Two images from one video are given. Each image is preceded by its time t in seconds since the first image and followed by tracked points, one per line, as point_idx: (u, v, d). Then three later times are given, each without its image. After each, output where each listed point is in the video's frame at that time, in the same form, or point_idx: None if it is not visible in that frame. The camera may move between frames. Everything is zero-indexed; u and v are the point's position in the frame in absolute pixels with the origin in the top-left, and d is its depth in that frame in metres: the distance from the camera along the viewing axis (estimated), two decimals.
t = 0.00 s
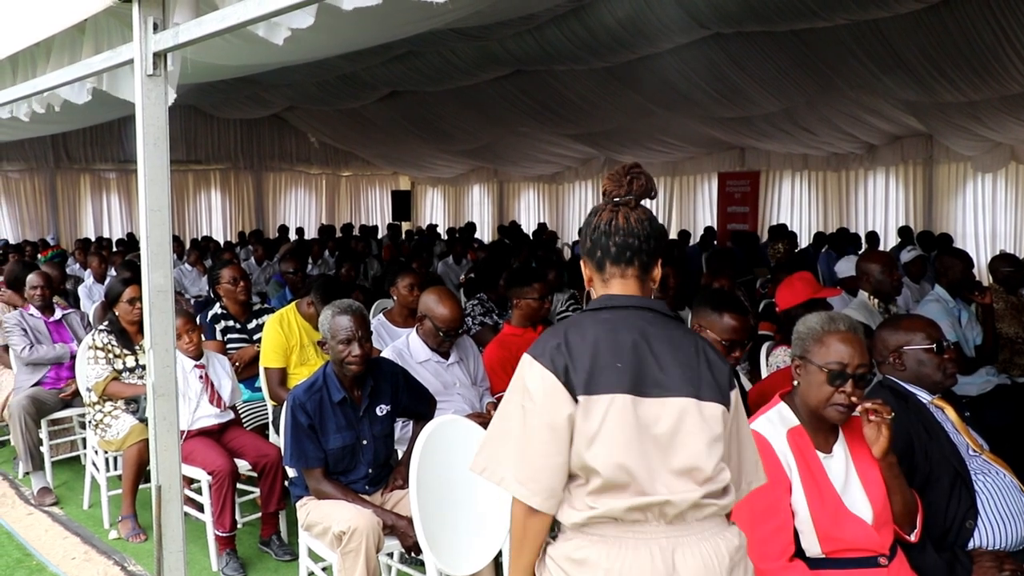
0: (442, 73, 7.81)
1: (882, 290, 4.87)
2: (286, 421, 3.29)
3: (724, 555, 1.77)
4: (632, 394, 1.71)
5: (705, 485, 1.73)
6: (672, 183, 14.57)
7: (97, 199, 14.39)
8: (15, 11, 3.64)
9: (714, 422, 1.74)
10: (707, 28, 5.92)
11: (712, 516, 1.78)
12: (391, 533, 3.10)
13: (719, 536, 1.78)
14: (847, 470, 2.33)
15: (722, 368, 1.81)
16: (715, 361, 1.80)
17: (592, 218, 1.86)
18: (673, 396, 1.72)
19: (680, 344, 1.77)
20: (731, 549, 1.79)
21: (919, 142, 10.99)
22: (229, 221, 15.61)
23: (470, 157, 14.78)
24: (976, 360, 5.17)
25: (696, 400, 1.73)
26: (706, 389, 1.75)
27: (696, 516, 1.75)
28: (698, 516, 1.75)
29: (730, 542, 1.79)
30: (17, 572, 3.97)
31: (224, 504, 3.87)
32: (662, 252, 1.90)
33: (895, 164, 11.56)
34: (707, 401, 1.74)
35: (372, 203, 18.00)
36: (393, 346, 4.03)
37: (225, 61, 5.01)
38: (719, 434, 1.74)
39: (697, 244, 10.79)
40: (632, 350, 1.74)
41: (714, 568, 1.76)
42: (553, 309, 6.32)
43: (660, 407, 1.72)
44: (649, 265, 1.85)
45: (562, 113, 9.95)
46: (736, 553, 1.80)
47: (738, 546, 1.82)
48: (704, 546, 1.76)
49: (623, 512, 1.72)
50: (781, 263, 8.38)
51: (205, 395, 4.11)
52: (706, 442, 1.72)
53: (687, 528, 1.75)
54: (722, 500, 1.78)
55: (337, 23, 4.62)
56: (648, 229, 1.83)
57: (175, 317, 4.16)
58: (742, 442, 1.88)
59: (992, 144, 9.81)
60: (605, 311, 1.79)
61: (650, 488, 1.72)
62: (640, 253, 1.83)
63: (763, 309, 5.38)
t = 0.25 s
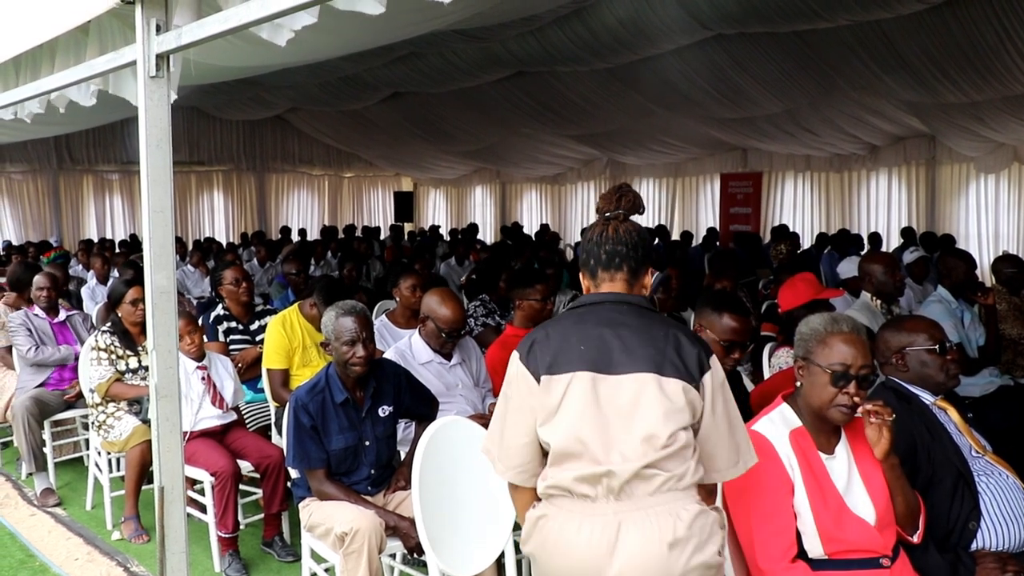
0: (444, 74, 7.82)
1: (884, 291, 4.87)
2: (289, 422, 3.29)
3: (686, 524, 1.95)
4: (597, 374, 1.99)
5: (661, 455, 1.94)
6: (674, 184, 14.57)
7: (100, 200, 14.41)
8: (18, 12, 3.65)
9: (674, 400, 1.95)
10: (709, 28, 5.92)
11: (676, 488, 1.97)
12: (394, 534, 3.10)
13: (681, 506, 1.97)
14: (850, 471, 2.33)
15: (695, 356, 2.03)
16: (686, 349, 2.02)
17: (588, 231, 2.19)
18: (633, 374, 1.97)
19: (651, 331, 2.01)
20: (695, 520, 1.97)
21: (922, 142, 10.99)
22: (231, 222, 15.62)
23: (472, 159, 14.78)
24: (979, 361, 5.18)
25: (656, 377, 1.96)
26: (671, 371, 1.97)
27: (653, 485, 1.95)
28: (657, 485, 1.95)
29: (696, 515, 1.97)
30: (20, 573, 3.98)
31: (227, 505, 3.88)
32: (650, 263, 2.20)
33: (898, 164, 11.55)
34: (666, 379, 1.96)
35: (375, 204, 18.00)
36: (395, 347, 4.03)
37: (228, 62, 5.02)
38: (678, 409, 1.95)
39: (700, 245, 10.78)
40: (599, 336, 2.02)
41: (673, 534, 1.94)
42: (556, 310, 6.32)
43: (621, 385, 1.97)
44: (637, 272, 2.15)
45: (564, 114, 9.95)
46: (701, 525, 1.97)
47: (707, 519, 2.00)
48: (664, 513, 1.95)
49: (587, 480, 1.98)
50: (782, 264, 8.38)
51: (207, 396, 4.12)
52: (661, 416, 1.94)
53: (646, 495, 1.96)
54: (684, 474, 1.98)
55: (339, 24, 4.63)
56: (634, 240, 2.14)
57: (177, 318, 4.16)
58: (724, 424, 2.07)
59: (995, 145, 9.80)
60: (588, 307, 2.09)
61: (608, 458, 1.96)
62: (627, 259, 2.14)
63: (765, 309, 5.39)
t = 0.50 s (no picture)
0: (448, 75, 7.82)
1: (888, 292, 4.86)
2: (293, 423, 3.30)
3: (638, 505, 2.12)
4: (577, 367, 2.23)
5: (616, 438, 2.14)
6: (678, 185, 14.56)
7: (103, 201, 14.41)
8: (24, 13, 3.65)
9: (641, 391, 2.16)
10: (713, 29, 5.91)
11: (634, 473, 2.14)
12: (398, 534, 3.11)
13: (637, 489, 2.14)
14: (854, 473, 2.33)
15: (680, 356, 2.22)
16: (672, 350, 2.22)
17: (599, 258, 2.42)
18: (606, 368, 2.19)
19: (635, 334, 2.23)
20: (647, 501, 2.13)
21: (926, 143, 10.99)
22: (235, 223, 15.64)
23: (475, 160, 14.79)
24: (983, 362, 5.17)
25: (628, 371, 2.17)
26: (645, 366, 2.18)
27: (609, 466, 2.15)
28: (611, 467, 2.15)
29: (649, 498, 2.13)
30: (24, 573, 3.98)
31: (231, 506, 3.89)
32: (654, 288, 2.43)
33: (902, 166, 11.53)
34: (635, 372, 2.17)
35: (378, 205, 18.00)
36: (399, 348, 4.02)
37: (233, 63, 5.02)
38: (643, 400, 2.15)
39: (704, 246, 10.78)
40: (589, 342, 2.26)
41: (621, 512, 2.12)
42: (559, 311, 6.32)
43: (595, 377, 2.20)
44: (644, 291, 2.37)
45: (567, 115, 9.95)
46: (654, 507, 2.13)
47: (664, 503, 2.15)
48: (618, 494, 2.13)
49: (554, 457, 2.22)
50: (786, 265, 8.37)
51: (211, 398, 4.13)
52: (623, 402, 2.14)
53: (602, 476, 2.15)
54: (643, 460, 2.15)
55: (343, 25, 4.63)
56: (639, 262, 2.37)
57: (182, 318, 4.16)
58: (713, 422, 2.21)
59: (999, 146, 9.78)
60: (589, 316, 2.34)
61: (572, 439, 2.18)
62: (636, 281, 2.36)
63: (768, 310, 5.39)
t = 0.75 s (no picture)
0: (453, 76, 7.82)
1: (895, 295, 4.86)
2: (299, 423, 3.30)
3: (606, 485, 2.30)
4: (587, 368, 2.50)
5: (599, 423, 2.36)
6: (683, 187, 14.55)
7: (109, 202, 14.43)
8: (31, 14, 3.66)
9: (635, 388, 2.39)
10: (719, 31, 5.91)
11: (608, 456, 2.34)
12: (403, 535, 3.11)
13: (609, 471, 2.32)
14: (861, 476, 2.32)
15: (685, 367, 2.46)
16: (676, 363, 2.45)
17: (627, 300, 2.72)
18: (609, 367, 2.44)
19: (646, 349, 2.49)
20: (614, 483, 2.30)
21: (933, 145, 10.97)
22: (240, 224, 15.65)
23: (481, 161, 14.79)
24: (990, 364, 5.17)
25: (628, 370, 2.41)
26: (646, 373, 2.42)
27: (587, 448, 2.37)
28: (593, 449, 2.36)
29: (619, 481, 2.30)
30: (31, 572, 3.99)
31: (236, 506, 3.89)
32: (675, 327, 2.71)
33: (908, 167, 11.52)
34: (634, 371, 2.41)
35: (384, 207, 17.99)
36: (405, 349, 4.03)
37: (240, 65, 5.04)
38: (633, 394, 2.38)
39: (709, 248, 10.77)
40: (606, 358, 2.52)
41: (588, 488, 2.32)
42: (565, 312, 6.32)
43: (599, 376, 2.46)
44: (667, 326, 2.65)
45: (572, 116, 9.95)
46: (620, 488, 2.30)
47: (633, 488, 2.30)
48: (590, 473, 2.33)
49: (546, 441, 2.46)
50: (792, 267, 8.36)
51: (217, 399, 4.12)
52: (613, 392, 2.38)
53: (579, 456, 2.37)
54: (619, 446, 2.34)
55: (349, 27, 4.64)
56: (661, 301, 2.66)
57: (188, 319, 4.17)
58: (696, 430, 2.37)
59: (1006, 147, 9.76)
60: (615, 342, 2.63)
61: (566, 427, 2.42)
62: (658, 316, 2.63)
63: (774, 312, 5.38)
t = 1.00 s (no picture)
0: (459, 77, 7.82)
1: (900, 296, 4.85)
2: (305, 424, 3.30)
3: (621, 475, 2.31)
4: (607, 376, 2.55)
5: (616, 420, 2.38)
6: (689, 187, 14.54)
7: (116, 203, 14.44)
8: (38, 16, 3.68)
9: (652, 394, 2.44)
10: (725, 32, 5.89)
11: (626, 447, 2.34)
12: (408, 536, 3.11)
13: (626, 462, 2.32)
14: (867, 477, 2.32)
15: (700, 390, 2.50)
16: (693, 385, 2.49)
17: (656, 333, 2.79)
18: (633, 376, 2.50)
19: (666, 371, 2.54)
20: (629, 475, 2.31)
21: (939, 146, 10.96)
22: (246, 225, 15.67)
23: (486, 162, 14.79)
24: (996, 365, 5.16)
25: (647, 380, 2.47)
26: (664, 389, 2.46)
27: (604, 438, 2.37)
28: (607, 441, 2.36)
29: (634, 473, 2.31)
30: (38, 572, 4.00)
31: (242, 506, 3.89)
32: (701, 359, 2.76)
33: (914, 168, 11.49)
34: (655, 381, 2.47)
35: (389, 208, 17.99)
36: (410, 350, 4.03)
37: (246, 66, 5.05)
38: (650, 399, 2.42)
39: (715, 248, 10.76)
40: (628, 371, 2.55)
41: (603, 477, 2.32)
42: (570, 313, 6.32)
43: (618, 381, 2.50)
44: (692, 356, 2.70)
45: (578, 117, 9.94)
46: (634, 480, 2.30)
47: (647, 480, 2.32)
48: (607, 463, 2.33)
49: (561, 432, 2.47)
50: (798, 268, 8.34)
51: (223, 399, 4.13)
52: (632, 394, 2.43)
53: (596, 445, 2.37)
54: (636, 440, 2.35)
55: (355, 28, 4.64)
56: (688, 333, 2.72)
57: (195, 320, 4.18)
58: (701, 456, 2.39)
59: (1013, 148, 9.73)
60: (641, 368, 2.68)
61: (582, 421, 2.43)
62: (683, 347, 2.70)
63: (780, 313, 5.38)
